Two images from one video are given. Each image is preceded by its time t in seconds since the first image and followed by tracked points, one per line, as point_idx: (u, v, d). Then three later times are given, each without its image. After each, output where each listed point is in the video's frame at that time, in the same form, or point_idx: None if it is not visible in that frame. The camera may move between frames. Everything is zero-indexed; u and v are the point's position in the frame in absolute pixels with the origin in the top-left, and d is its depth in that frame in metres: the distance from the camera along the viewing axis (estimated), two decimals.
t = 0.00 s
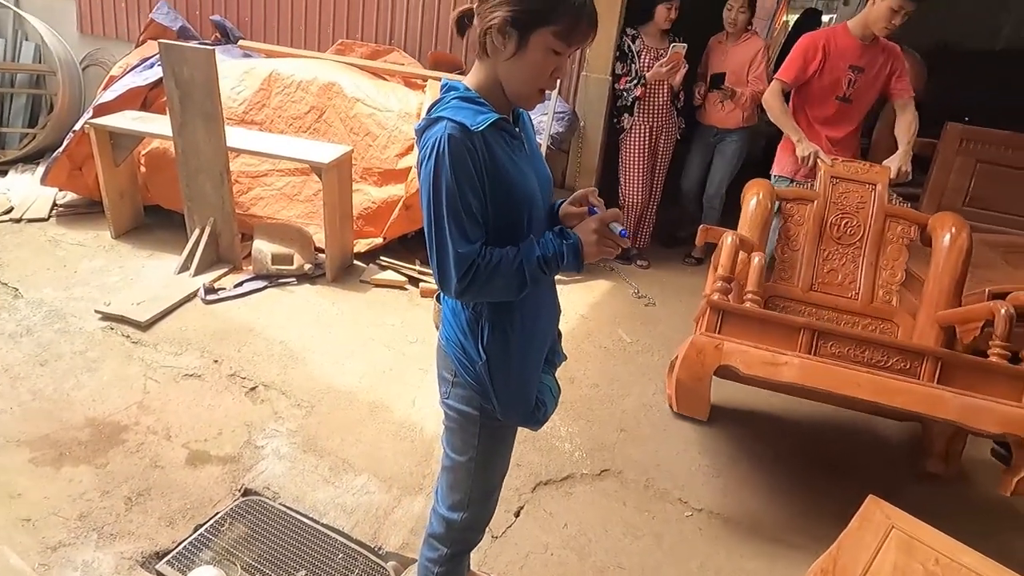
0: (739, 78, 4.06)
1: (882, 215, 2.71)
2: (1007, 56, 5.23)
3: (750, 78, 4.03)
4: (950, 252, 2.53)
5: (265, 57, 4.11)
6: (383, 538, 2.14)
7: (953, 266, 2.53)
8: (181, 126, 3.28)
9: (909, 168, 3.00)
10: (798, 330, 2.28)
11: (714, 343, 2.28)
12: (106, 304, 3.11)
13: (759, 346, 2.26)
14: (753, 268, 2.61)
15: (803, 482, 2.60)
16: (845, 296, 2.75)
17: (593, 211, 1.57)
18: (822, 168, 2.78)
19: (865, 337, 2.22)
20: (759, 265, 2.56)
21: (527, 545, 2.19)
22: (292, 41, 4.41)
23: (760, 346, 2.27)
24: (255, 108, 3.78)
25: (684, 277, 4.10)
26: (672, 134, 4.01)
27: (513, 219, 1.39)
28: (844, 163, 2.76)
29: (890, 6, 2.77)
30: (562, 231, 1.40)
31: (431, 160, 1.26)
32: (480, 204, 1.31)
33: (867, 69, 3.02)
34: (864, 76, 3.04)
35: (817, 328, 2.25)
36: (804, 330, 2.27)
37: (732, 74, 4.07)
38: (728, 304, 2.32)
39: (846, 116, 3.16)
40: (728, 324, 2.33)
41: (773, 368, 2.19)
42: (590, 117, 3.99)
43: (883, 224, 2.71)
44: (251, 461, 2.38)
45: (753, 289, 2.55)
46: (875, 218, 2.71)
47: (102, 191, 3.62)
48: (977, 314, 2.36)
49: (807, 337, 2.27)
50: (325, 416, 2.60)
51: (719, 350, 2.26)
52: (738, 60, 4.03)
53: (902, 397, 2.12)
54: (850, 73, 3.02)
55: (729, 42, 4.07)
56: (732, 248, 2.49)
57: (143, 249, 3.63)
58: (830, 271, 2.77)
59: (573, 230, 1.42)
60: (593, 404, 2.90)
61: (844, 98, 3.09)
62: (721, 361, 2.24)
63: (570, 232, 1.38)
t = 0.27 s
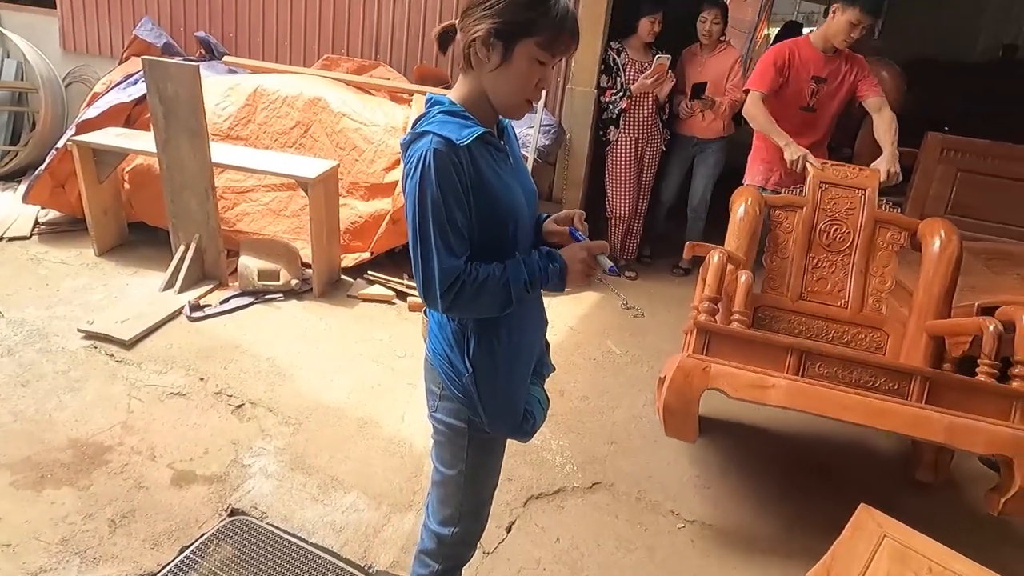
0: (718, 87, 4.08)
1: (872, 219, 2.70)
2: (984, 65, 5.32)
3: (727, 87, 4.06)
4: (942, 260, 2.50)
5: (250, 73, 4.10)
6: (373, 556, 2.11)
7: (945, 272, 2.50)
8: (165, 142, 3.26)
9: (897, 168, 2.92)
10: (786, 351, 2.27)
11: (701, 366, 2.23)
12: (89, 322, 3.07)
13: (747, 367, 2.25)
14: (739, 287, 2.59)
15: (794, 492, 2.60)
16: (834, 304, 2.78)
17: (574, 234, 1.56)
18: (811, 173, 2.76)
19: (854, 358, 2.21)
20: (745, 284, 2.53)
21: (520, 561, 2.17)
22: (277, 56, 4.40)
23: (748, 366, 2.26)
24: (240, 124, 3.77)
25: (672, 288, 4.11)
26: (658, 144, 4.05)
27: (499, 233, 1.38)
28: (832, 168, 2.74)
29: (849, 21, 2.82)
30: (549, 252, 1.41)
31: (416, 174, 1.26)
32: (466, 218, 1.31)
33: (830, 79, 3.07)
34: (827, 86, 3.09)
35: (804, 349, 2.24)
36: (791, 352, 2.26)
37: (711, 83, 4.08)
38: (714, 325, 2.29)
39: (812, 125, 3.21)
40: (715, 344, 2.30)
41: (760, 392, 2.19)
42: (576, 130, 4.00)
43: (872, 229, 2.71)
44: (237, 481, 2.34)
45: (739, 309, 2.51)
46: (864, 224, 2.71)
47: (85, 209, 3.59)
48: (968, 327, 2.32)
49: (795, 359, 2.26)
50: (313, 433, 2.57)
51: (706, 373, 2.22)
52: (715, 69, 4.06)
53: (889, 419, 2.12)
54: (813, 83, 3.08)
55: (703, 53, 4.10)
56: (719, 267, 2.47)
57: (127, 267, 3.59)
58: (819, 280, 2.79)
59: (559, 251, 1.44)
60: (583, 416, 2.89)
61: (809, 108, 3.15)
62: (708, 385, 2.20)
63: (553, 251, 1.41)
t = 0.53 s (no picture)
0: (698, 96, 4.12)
1: (863, 226, 2.70)
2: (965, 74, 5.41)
3: (705, 96, 4.09)
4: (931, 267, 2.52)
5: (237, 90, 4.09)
6: None
7: (935, 278, 2.54)
8: (152, 160, 3.24)
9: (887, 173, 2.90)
10: (779, 367, 2.27)
11: (693, 384, 2.22)
12: (76, 343, 3.03)
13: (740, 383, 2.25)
14: (731, 302, 2.59)
15: (789, 501, 2.59)
16: (825, 313, 2.79)
17: (555, 255, 1.56)
18: (801, 180, 2.75)
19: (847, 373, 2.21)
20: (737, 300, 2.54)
21: None
22: (265, 72, 4.40)
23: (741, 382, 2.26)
24: (228, 141, 3.76)
25: (663, 299, 4.12)
26: (646, 156, 4.09)
27: (489, 249, 1.38)
28: (822, 175, 2.74)
29: (821, 31, 2.89)
30: (537, 273, 1.44)
31: (407, 191, 1.25)
32: (456, 234, 1.31)
33: (802, 91, 3.12)
34: (799, 98, 3.13)
35: (797, 365, 2.25)
36: (784, 369, 2.26)
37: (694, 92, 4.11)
38: (706, 340, 2.29)
39: (784, 137, 3.24)
40: (708, 360, 2.29)
41: (754, 409, 2.18)
42: (565, 142, 4.00)
43: (864, 236, 2.70)
44: (228, 501, 2.30)
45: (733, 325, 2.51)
46: (855, 232, 2.70)
47: (71, 228, 3.55)
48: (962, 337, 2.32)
49: (788, 375, 2.26)
50: (305, 451, 2.54)
51: (699, 391, 2.21)
52: (695, 79, 4.08)
53: (881, 434, 2.12)
54: (786, 95, 3.12)
55: (681, 63, 4.12)
56: (710, 282, 2.47)
57: (114, 286, 3.55)
58: (812, 288, 2.80)
59: (547, 271, 1.48)
60: (577, 428, 2.88)
61: (781, 119, 3.19)
62: (701, 404, 2.19)
63: (538, 270, 1.44)
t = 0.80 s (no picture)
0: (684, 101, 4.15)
1: (845, 224, 2.73)
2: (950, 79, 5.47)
3: (693, 102, 4.11)
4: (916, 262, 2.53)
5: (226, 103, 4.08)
6: None
7: (918, 273, 2.54)
8: (140, 175, 3.22)
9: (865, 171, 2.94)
10: (783, 378, 2.24)
11: (701, 402, 2.21)
12: (64, 361, 2.99)
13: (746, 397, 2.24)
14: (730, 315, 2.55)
15: (788, 507, 2.58)
16: (813, 313, 2.79)
17: (545, 263, 1.54)
18: (782, 181, 2.76)
19: (854, 383, 2.19)
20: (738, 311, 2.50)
21: None
22: (253, 86, 4.39)
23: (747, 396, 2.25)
24: (217, 154, 3.74)
25: (656, 306, 4.11)
26: (637, 164, 4.09)
27: (481, 259, 1.37)
28: (803, 175, 2.75)
29: (822, 35, 2.89)
30: (529, 282, 1.43)
31: (398, 203, 1.24)
32: (448, 244, 1.29)
33: (801, 95, 3.12)
34: (798, 103, 3.14)
35: (801, 377, 2.22)
36: (789, 379, 2.24)
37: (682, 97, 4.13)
38: (710, 356, 2.27)
39: (782, 142, 3.25)
40: (712, 377, 2.28)
41: (763, 425, 2.18)
42: (555, 151, 4.01)
43: (846, 236, 2.74)
44: (221, 519, 2.26)
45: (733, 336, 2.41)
46: (838, 231, 2.73)
47: (59, 244, 3.52)
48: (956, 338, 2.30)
49: (793, 388, 2.24)
50: (299, 467, 2.51)
51: (707, 409, 2.20)
52: (681, 86, 4.11)
53: (886, 439, 2.13)
54: (784, 99, 3.12)
55: (666, 71, 4.15)
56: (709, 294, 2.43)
57: (103, 302, 3.51)
58: (799, 289, 2.79)
59: (539, 280, 1.46)
60: (573, 438, 2.86)
61: (780, 124, 3.19)
62: (711, 421, 2.20)
63: (529, 278, 1.43)
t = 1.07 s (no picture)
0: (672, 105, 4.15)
1: (830, 227, 2.78)
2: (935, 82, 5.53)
3: (680, 107, 4.13)
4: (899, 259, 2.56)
5: (214, 114, 4.06)
6: None
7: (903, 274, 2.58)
8: (128, 188, 3.19)
9: (846, 176, 3.01)
10: (780, 376, 2.24)
11: (700, 401, 2.16)
12: (52, 376, 2.95)
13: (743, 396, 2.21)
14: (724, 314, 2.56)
15: (785, 511, 2.57)
16: (803, 316, 2.78)
17: (537, 272, 1.52)
18: (767, 187, 2.81)
19: (852, 378, 2.20)
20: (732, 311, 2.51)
21: None
22: (242, 96, 4.37)
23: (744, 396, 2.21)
24: (206, 165, 3.71)
25: (649, 311, 4.11)
26: (627, 170, 4.10)
27: (473, 267, 1.36)
28: (786, 181, 2.81)
29: (830, 35, 2.90)
30: (521, 290, 1.42)
31: (389, 213, 1.22)
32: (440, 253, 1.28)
33: (809, 99, 3.12)
34: (807, 107, 3.13)
35: (798, 373, 2.23)
36: (786, 377, 2.23)
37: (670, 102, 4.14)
38: (708, 355, 2.25)
39: (791, 146, 3.24)
40: (709, 377, 2.25)
41: (762, 422, 2.14)
42: (545, 158, 4.01)
43: (831, 239, 2.78)
44: (213, 535, 2.23)
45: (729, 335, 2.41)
46: (823, 235, 2.78)
47: (46, 259, 3.48)
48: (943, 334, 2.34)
49: (790, 385, 2.23)
50: (292, 480, 2.48)
51: (706, 408, 2.14)
52: (669, 91, 4.12)
53: (884, 434, 2.11)
54: (793, 103, 3.12)
55: (652, 77, 4.16)
56: (704, 296, 2.46)
57: (91, 316, 3.48)
58: (788, 293, 2.79)
59: (530, 287, 1.45)
60: (568, 446, 2.84)
61: (788, 128, 3.18)
62: (710, 418, 2.14)
63: (522, 286, 1.42)
